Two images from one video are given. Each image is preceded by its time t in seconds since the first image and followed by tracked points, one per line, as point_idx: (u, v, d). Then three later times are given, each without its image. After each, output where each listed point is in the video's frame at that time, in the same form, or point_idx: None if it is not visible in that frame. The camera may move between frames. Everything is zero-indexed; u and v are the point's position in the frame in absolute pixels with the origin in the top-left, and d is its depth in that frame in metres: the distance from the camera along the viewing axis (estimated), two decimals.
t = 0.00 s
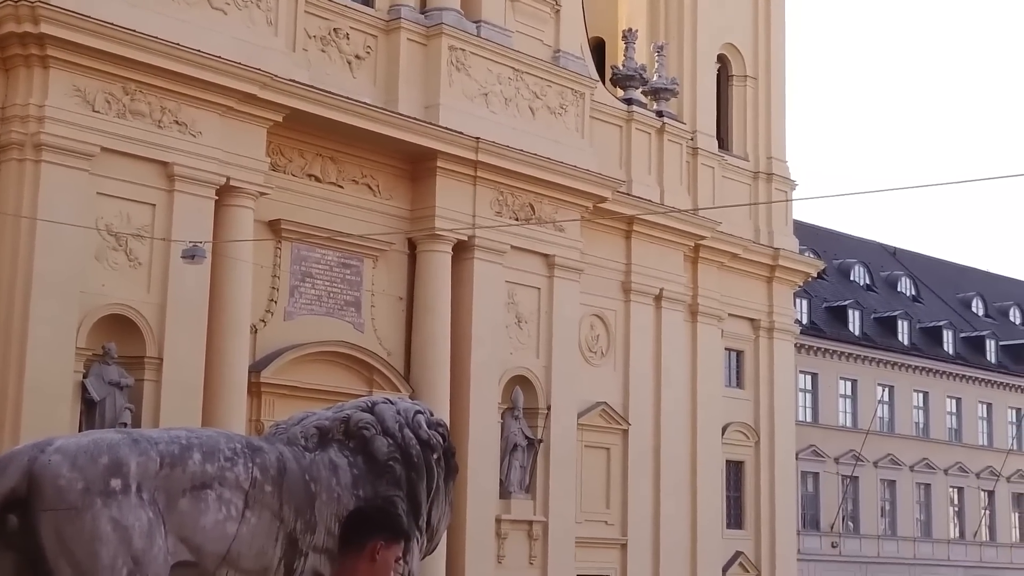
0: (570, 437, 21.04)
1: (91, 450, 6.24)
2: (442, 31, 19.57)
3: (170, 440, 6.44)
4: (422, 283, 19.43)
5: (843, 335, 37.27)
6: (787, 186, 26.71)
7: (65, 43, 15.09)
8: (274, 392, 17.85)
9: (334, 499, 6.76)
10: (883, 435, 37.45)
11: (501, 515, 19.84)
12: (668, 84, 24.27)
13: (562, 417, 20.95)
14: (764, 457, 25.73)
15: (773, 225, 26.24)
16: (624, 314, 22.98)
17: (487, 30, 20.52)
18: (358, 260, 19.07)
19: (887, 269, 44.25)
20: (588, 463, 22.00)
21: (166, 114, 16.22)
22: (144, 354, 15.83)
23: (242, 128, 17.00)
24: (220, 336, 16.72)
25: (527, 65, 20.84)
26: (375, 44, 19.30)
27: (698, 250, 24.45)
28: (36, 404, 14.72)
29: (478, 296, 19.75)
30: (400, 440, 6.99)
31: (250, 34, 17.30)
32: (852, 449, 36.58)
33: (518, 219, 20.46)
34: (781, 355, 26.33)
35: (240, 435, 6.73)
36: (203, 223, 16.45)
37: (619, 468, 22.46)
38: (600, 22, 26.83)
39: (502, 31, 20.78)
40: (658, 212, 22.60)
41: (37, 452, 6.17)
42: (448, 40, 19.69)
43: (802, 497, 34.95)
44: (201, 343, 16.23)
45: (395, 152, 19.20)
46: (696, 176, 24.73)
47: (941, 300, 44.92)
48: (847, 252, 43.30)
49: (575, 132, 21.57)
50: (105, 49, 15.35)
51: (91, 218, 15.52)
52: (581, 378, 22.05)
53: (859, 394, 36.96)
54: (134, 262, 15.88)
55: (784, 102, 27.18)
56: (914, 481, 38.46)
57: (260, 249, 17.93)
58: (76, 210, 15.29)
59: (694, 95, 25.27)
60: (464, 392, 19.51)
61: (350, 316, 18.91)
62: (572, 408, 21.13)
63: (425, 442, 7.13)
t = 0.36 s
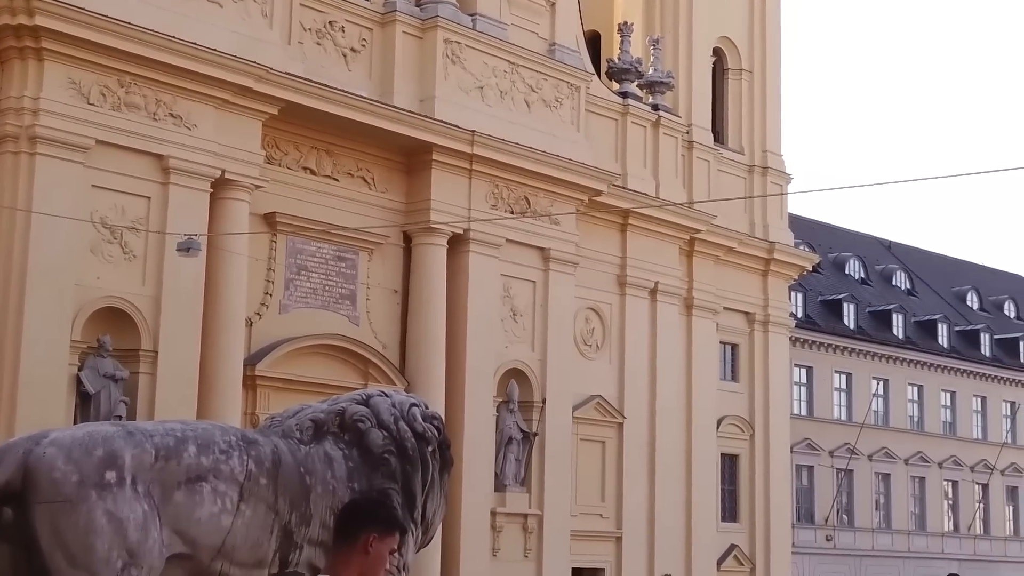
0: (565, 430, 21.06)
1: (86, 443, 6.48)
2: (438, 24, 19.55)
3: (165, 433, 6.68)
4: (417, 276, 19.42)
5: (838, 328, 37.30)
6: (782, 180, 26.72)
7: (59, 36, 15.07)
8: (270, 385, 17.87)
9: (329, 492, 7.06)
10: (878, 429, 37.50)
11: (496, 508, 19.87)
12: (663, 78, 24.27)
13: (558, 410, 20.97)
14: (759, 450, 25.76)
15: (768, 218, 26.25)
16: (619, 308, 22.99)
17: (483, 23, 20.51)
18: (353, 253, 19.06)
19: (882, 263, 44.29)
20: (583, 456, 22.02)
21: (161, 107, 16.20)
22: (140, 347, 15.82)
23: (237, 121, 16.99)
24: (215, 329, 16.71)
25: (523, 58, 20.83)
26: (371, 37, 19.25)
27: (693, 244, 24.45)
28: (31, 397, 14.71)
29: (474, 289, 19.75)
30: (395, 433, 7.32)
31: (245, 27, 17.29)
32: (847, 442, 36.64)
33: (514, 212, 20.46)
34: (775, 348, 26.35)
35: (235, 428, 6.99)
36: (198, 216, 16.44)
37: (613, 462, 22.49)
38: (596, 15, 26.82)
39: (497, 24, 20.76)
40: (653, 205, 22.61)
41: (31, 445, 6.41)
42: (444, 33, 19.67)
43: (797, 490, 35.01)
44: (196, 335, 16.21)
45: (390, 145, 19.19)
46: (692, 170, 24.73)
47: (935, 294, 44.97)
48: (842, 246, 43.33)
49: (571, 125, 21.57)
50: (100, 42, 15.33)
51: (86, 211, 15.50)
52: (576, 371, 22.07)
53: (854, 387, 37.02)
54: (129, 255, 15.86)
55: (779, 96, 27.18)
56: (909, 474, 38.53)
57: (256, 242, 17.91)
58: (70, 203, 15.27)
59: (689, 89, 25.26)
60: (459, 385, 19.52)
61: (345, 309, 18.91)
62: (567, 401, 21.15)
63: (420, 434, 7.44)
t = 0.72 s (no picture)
0: (561, 424, 21.08)
1: (81, 436, 6.59)
2: (433, 17, 19.54)
3: (161, 427, 6.83)
4: (413, 269, 19.41)
5: (833, 322, 37.33)
6: (777, 174, 26.73)
7: (55, 29, 15.06)
8: (265, 379, 17.85)
9: (324, 485, 7.28)
10: (873, 422, 37.55)
11: (492, 502, 19.87)
12: (659, 71, 24.26)
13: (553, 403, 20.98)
14: (754, 444, 25.79)
15: (764, 212, 26.27)
16: (615, 302, 23.00)
17: (478, 17, 20.51)
18: (349, 247, 19.06)
19: (877, 257, 44.33)
20: (578, 450, 22.03)
21: (157, 100, 16.19)
22: (135, 341, 15.81)
23: (232, 115, 16.98)
24: (211, 323, 16.71)
25: (519, 51, 20.83)
26: (366, 30, 19.23)
27: (689, 237, 24.46)
28: (26, 390, 14.71)
29: (469, 283, 19.76)
30: (390, 426, 7.54)
31: (241, 20, 17.27)
32: (842, 436, 36.68)
33: (510, 206, 20.46)
34: (771, 342, 26.37)
35: (232, 422, 7.18)
36: (194, 210, 16.43)
37: (609, 455, 22.50)
38: (592, 9, 26.82)
39: (493, 18, 20.76)
40: (649, 199, 22.62)
41: (27, 438, 6.53)
42: (440, 26, 19.66)
43: (792, 483, 35.06)
44: (191, 329, 16.22)
45: (386, 138, 19.18)
46: (687, 163, 24.74)
47: (930, 288, 45.02)
48: (838, 240, 43.36)
49: (566, 119, 21.57)
50: (96, 35, 15.32)
51: (81, 205, 15.49)
52: (572, 365, 22.08)
53: (849, 381, 37.05)
54: (125, 249, 15.86)
55: (775, 90, 27.19)
56: (904, 468, 38.58)
57: (251, 236, 17.91)
58: (65, 196, 15.26)
59: (685, 82, 25.27)
60: (455, 379, 19.53)
61: (341, 303, 18.91)
62: (562, 395, 21.16)
63: (415, 428, 7.66)
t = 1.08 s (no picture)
0: (556, 416, 21.09)
1: (75, 429, 6.79)
2: (429, 10, 19.51)
3: (155, 419, 6.97)
4: (408, 262, 19.41)
5: (828, 315, 37.36)
6: (772, 167, 26.74)
7: (49, 21, 15.03)
8: (260, 371, 17.84)
9: (319, 477, 7.32)
10: (867, 416, 37.59)
11: (486, 495, 19.88)
12: (655, 64, 24.25)
13: (548, 397, 20.99)
14: (749, 437, 25.81)
15: (759, 206, 26.27)
16: (610, 295, 23.00)
17: (474, 10, 20.51)
18: (344, 240, 19.04)
19: (872, 250, 44.35)
20: (573, 443, 22.05)
21: (152, 92, 16.16)
22: (130, 334, 15.80)
23: (227, 108, 16.95)
24: (206, 316, 16.71)
25: (514, 44, 20.81)
26: (362, 23, 19.19)
27: (684, 230, 24.47)
28: (21, 383, 14.70)
29: (464, 276, 19.76)
30: (385, 419, 7.49)
31: (236, 12, 17.24)
32: (837, 429, 36.73)
33: (505, 199, 20.45)
34: (766, 335, 26.38)
35: (226, 414, 7.27)
36: (189, 202, 16.40)
37: (604, 449, 22.52)
38: (587, 2, 26.81)
39: (488, 11, 20.77)
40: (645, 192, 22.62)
41: (22, 431, 6.73)
42: (435, 19, 19.64)
43: (787, 477, 35.11)
44: (187, 321, 16.20)
45: (381, 131, 19.16)
46: (683, 157, 24.74)
47: (925, 281, 45.05)
48: (833, 233, 43.38)
49: (562, 112, 21.55)
50: (90, 27, 15.30)
51: (76, 197, 15.47)
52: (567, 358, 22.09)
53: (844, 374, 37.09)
54: (119, 241, 15.85)
55: (770, 83, 27.18)
56: (898, 461, 38.64)
57: (246, 229, 17.90)
58: (59, 188, 15.24)
59: (681, 76, 25.27)
60: (450, 372, 19.53)
61: (336, 296, 18.90)
62: (558, 388, 21.17)
63: (411, 420, 7.59)
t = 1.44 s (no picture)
0: (551, 409, 21.10)
1: (71, 421, 6.76)
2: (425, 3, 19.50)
3: (151, 411, 7.02)
4: (403, 255, 19.40)
5: (823, 309, 37.39)
6: (768, 160, 26.75)
7: (43, 13, 15.01)
8: (255, 364, 17.85)
9: (315, 469, 7.50)
10: (862, 409, 37.64)
11: (482, 487, 19.90)
12: (651, 57, 24.24)
13: (544, 390, 21.01)
14: (744, 430, 25.84)
15: (754, 199, 26.28)
16: (606, 288, 23.01)
17: (469, 3, 20.51)
18: (340, 233, 19.04)
19: (867, 243, 44.39)
20: (568, 435, 22.07)
21: (147, 85, 16.14)
22: (126, 326, 15.79)
23: (223, 100, 16.94)
24: (201, 309, 16.69)
25: (510, 37, 20.81)
26: (357, 16, 19.16)
27: (679, 224, 24.48)
28: (15, 375, 14.69)
29: (460, 269, 19.77)
30: (380, 411, 7.82)
31: (231, 5, 17.22)
32: (832, 422, 36.77)
33: (500, 191, 20.45)
34: (761, 328, 26.39)
35: (222, 406, 7.38)
36: (184, 194, 16.38)
37: (599, 442, 22.55)
38: None
39: (483, 4, 20.77)
40: (640, 185, 22.62)
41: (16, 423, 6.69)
42: (431, 12, 19.62)
43: (782, 470, 35.16)
44: (182, 314, 16.19)
45: (377, 124, 19.15)
46: (678, 149, 24.74)
47: (920, 274, 45.09)
48: (828, 226, 43.41)
49: (557, 105, 21.55)
50: (84, 19, 15.28)
51: (71, 190, 15.46)
52: (563, 351, 22.11)
53: (839, 367, 37.11)
54: (114, 234, 15.83)
55: (766, 76, 27.17)
56: (893, 454, 38.70)
57: (242, 221, 17.87)
58: (54, 181, 15.21)
59: (676, 69, 25.26)
60: (446, 365, 19.54)
61: (332, 289, 18.89)
62: (553, 381, 21.19)
63: (406, 413, 7.97)
